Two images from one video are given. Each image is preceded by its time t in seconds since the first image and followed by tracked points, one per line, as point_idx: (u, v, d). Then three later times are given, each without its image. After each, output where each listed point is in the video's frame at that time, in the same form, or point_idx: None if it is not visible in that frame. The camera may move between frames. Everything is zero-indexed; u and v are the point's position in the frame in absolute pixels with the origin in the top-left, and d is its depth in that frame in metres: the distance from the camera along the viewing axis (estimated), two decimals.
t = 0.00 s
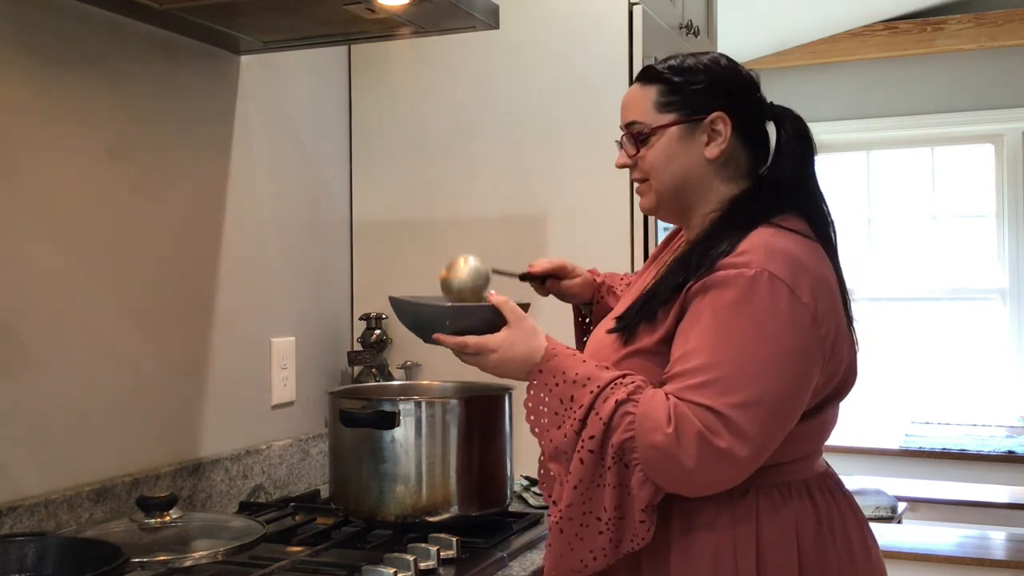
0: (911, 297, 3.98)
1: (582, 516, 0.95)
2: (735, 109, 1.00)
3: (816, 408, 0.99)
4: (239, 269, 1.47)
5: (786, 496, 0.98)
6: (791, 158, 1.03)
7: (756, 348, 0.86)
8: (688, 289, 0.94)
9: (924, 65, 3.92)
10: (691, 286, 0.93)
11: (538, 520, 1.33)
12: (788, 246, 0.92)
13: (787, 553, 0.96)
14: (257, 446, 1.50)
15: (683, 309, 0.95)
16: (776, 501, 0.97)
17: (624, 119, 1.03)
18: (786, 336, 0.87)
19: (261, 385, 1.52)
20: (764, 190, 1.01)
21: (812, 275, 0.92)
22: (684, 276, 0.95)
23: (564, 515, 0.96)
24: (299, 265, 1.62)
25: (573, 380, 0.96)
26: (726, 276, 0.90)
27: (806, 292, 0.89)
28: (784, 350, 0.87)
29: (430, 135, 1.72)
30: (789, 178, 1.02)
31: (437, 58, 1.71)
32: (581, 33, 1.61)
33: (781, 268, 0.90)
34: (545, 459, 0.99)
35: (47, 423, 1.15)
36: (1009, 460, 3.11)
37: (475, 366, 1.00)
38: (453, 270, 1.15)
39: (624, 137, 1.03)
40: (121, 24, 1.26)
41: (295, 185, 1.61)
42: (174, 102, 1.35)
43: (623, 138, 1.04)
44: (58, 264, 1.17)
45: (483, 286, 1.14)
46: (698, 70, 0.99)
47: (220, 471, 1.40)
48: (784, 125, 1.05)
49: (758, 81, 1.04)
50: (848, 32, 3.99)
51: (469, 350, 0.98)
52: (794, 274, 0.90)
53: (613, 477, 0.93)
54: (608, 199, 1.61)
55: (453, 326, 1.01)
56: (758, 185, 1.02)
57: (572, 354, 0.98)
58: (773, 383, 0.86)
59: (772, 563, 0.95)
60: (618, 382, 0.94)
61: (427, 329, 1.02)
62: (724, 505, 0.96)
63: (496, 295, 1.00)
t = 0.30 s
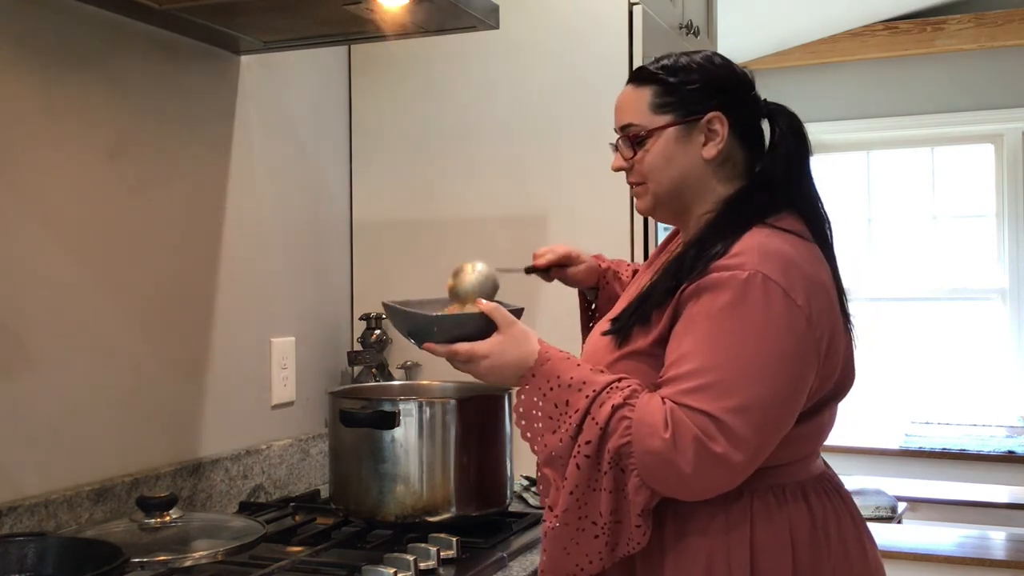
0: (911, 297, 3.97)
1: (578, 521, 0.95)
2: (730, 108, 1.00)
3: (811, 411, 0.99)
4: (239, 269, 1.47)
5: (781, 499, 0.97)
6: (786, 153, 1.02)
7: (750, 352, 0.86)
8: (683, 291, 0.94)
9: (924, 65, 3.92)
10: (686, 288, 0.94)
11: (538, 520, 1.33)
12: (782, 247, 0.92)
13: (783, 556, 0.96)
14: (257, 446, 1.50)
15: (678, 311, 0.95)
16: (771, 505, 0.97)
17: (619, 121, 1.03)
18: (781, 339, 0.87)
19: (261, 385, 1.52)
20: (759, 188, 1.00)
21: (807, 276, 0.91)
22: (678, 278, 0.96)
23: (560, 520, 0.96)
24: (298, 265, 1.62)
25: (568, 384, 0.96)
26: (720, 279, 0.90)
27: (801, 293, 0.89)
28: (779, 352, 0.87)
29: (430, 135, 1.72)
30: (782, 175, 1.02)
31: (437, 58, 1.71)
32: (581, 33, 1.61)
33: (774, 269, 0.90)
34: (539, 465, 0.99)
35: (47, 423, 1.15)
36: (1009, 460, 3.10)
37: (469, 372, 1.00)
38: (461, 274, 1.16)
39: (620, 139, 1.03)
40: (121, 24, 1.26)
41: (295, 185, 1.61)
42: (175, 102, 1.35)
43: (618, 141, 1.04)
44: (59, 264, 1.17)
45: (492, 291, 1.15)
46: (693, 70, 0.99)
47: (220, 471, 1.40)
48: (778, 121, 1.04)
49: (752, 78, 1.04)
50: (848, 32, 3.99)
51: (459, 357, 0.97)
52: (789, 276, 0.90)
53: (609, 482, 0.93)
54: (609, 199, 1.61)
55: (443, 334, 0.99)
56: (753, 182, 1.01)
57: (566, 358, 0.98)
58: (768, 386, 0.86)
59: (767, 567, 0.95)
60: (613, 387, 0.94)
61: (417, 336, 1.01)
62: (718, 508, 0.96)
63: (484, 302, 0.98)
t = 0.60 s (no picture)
0: (911, 297, 3.98)
1: (577, 528, 0.95)
2: (730, 107, 1.00)
3: (809, 415, 0.99)
4: (239, 270, 1.47)
5: (779, 503, 0.97)
6: (785, 152, 1.02)
7: (750, 354, 0.86)
8: (681, 292, 0.94)
9: (924, 65, 3.92)
10: (684, 289, 0.94)
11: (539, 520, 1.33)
12: (779, 249, 0.92)
13: (782, 560, 0.95)
14: (257, 446, 1.50)
15: (676, 312, 0.95)
16: (770, 509, 0.97)
17: (618, 120, 1.03)
18: (780, 341, 0.87)
19: (261, 385, 1.52)
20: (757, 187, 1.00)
21: (806, 277, 0.91)
22: (676, 279, 0.96)
23: (559, 527, 0.95)
24: (298, 265, 1.62)
25: (566, 389, 0.96)
26: (718, 281, 0.90)
27: (799, 294, 0.89)
28: (778, 354, 0.86)
29: (430, 135, 1.72)
30: (781, 174, 1.02)
31: (437, 58, 1.71)
32: (581, 33, 1.61)
33: (772, 271, 0.89)
34: (537, 471, 0.98)
35: (47, 423, 1.15)
36: (1009, 460, 3.11)
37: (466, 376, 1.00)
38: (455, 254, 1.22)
39: (619, 138, 1.03)
40: (121, 24, 1.26)
41: (295, 185, 1.61)
42: (175, 103, 1.35)
43: (617, 140, 1.04)
44: (59, 264, 1.17)
45: (482, 274, 1.21)
46: (692, 69, 0.99)
47: (220, 471, 1.40)
48: (777, 119, 1.04)
49: (751, 76, 1.04)
50: (848, 32, 3.99)
51: (458, 359, 0.98)
52: (787, 277, 0.90)
53: (609, 488, 0.93)
54: (609, 199, 1.61)
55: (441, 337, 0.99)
56: (752, 181, 1.01)
57: (564, 363, 0.98)
58: (767, 389, 0.86)
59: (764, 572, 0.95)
60: (613, 391, 0.94)
61: (416, 340, 1.01)
62: (715, 513, 0.96)
63: (483, 306, 0.99)
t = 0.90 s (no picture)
0: (911, 297, 3.97)
1: (573, 525, 0.95)
2: (726, 105, 0.99)
3: (807, 416, 0.99)
4: (239, 270, 1.47)
5: (778, 506, 0.97)
6: (785, 150, 1.02)
7: (749, 355, 0.86)
8: (681, 294, 0.94)
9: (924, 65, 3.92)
10: (683, 290, 0.94)
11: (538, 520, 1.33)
12: (778, 249, 0.92)
13: (779, 564, 0.95)
14: (257, 446, 1.50)
15: (675, 313, 0.95)
16: (767, 512, 0.97)
17: (615, 123, 1.03)
18: (779, 341, 0.87)
19: (261, 385, 1.52)
20: (758, 186, 1.00)
21: (805, 278, 0.91)
22: (675, 279, 0.96)
23: (554, 522, 0.96)
24: (299, 265, 1.62)
25: (568, 384, 0.96)
26: (718, 281, 0.90)
27: (798, 294, 0.89)
28: (777, 354, 0.86)
29: (431, 135, 1.72)
30: (780, 172, 1.02)
31: (436, 57, 1.71)
32: (581, 33, 1.61)
33: (771, 271, 0.90)
34: (538, 464, 0.99)
35: (47, 423, 1.15)
36: (1009, 460, 3.11)
37: (471, 371, 1.00)
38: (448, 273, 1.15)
39: (617, 141, 1.04)
40: (121, 24, 1.26)
41: (295, 185, 1.61)
42: (175, 103, 1.35)
43: (615, 142, 1.04)
44: (58, 264, 1.17)
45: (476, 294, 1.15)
46: (687, 68, 0.99)
47: (220, 471, 1.40)
48: (776, 116, 1.03)
49: (747, 72, 1.04)
50: (848, 32, 3.99)
51: (463, 352, 0.98)
52: (786, 277, 0.90)
53: (606, 487, 0.93)
54: (608, 199, 1.61)
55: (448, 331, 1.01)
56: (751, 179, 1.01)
57: (568, 358, 0.97)
58: (767, 389, 0.86)
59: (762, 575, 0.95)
60: (615, 389, 0.94)
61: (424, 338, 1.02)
62: (712, 515, 0.96)
63: (489, 299, 1.01)
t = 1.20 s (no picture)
0: (911, 297, 3.97)
1: (568, 525, 0.95)
2: (710, 105, 0.99)
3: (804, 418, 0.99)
4: (238, 270, 1.47)
5: (774, 509, 0.97)
6: (774, 147, 1.01)
7: (741, 357, 0.86)
8: (671, 298, 0.94)
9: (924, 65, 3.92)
10: (674, 295, 0.94)
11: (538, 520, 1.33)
12: (770, 249, 0.92)
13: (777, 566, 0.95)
14: (257, 446, 1.50)
15: (665, 316, 0.96)
16: (764, 515, 0.96)
17: (603, 130, 1.05)
18: (770, 343, 0.86)
19: (261, 385, 1.52)
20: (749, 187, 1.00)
21: (798, 278, 0.91)
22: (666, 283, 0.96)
23: (550, 521, 0.95)
24: (298, 265, 1.62)
25: (568, 384, 0.96)
26: (708, 285, 0.90)
27: (789, 294, 0.89)
28: (770, 356, 0.86)
29: (431, 135, 1.72)
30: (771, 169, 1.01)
31: (436, 57, 1.71)
32: (581, 33, 1.61)
33: (762, 273, 0.89)
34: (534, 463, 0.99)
35: (47, 423, 1.15)
36: (1009, 460, 3.11)
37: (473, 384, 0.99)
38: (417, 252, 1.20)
39: (607, 149, 1.05)
40: (121, 24, 1.26)
41: (295, 185, 1.61)
42: (175, 103, 1.35)
43: (605, 150, 1.05)
44: (59, 264, 1.17)
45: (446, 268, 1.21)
46: (668, 72, 1.00)
47: (220, 471, 1.40)
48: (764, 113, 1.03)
49: (732, 70, 1.03)
50: (848, 32, 3.99)
51: (465, 367, 0.97)
52: (777, 278, 0.89)
53: (602, 487, 0.93)
54: (608, 199, 1.61)
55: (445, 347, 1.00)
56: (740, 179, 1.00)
57: (568, 357, 0.98)
58: (761, 391, 0.85)
59: None
60: (614, 390, 0.94)
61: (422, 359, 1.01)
62: (708, 519, 0.96)
63: (479, 311, 1.01)
